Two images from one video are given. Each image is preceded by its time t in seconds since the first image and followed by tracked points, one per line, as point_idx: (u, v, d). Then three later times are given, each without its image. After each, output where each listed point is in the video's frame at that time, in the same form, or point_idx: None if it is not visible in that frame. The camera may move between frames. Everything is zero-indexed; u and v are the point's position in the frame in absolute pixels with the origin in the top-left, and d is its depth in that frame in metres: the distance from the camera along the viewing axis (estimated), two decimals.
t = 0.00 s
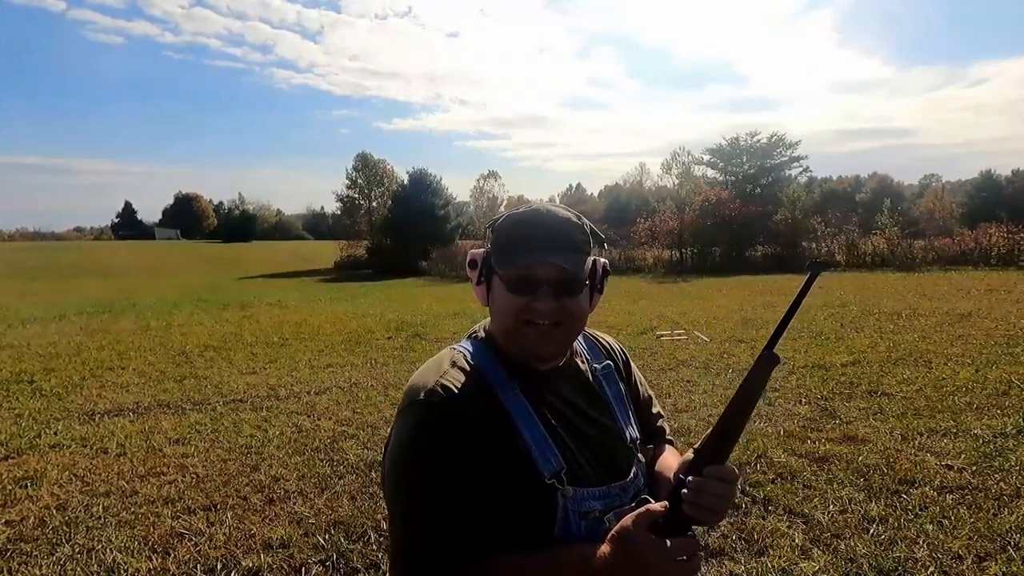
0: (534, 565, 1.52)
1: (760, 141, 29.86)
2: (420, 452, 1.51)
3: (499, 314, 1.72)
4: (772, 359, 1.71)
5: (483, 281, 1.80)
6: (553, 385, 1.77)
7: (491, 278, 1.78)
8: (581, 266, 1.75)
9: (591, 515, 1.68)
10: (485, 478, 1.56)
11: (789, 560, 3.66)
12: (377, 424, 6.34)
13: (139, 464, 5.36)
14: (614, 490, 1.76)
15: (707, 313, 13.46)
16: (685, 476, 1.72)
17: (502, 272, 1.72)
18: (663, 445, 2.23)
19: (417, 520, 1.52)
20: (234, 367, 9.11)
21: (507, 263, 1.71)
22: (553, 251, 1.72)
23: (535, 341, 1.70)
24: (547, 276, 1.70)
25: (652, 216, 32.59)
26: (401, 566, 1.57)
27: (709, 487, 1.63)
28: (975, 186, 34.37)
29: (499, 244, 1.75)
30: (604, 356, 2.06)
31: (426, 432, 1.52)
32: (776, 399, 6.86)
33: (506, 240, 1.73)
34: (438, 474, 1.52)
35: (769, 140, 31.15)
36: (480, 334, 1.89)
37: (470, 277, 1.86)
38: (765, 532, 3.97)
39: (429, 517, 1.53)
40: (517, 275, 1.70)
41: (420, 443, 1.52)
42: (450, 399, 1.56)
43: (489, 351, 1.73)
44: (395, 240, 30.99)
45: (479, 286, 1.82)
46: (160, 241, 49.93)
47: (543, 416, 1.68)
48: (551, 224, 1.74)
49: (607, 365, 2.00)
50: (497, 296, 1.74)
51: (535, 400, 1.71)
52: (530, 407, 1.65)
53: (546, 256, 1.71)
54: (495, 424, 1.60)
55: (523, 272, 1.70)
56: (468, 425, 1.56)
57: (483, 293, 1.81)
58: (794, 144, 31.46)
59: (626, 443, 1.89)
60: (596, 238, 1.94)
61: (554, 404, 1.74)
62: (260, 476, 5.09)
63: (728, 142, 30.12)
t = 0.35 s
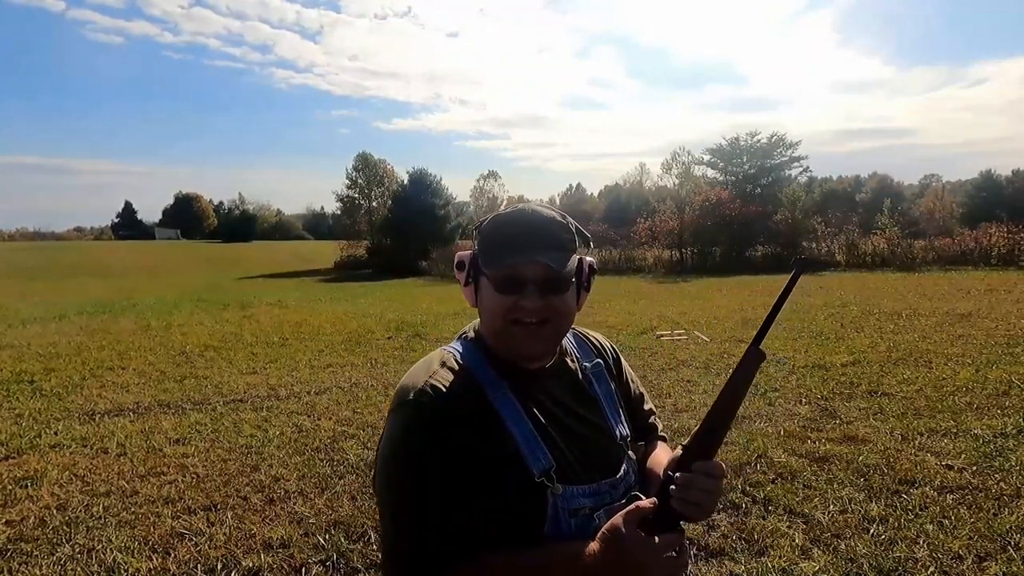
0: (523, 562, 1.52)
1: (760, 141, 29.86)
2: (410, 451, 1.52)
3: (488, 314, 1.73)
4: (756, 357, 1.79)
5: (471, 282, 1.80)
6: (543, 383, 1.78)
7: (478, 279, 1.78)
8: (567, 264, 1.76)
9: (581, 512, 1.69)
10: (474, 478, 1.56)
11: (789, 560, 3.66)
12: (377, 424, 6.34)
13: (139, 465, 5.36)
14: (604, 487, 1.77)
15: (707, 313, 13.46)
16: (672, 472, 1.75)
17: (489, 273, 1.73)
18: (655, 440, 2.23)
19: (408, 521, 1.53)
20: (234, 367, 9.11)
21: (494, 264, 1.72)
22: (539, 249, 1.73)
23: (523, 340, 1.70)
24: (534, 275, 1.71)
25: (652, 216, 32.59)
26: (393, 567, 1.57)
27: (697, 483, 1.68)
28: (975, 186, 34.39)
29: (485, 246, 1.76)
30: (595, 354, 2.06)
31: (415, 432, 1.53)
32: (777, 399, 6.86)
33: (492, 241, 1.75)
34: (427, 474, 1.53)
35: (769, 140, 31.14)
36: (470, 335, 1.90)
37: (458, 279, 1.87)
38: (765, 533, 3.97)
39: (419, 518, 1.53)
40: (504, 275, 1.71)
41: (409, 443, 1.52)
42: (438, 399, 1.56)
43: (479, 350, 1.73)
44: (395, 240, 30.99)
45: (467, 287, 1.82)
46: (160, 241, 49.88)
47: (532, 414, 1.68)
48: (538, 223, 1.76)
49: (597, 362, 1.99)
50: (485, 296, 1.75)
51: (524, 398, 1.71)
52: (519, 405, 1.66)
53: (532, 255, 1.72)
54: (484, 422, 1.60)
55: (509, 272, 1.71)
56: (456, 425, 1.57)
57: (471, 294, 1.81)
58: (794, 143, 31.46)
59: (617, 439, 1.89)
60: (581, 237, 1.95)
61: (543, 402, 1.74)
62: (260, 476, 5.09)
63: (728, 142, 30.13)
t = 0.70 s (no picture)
0: (513, 561, 1.53)
1: (760, 141, 29.83)
2: (398, 451, 1.54)
3: (476, 312, 1.73)
4: (748, 355, 1.76)
5: (458, 282, 1.80)
6: (532, 380, 1.77)
7: (465, 278, 1.78)
8: (552, 259, 1.76)
9: (571, 509, 1.69)
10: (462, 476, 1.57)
11: (789, 560, 3.66)
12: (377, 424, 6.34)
13: (140, 464, 5.36)
14: (594, 484, 1.76)
15: (707, 313, 13.46)
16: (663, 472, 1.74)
17: (476, 270, 1.73)
18: (645, 438, 2.22)
19: (398, 520, 1.55)
20: (234, 367, 9.11)
21: (480, 262, 1.73)
22: (524, 246, 1.74)
23: (512, 336, 1.70)
24: (520, 270, 1.71)
25: (652, 216, 32.59)
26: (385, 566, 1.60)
27: (687, 481, 1.67)
28: (975, 186, 34.40)
29: (471, 245, 1.77)
30: (585, 352, 2.05)
31: (403, 431, 1.55)
32: (777, 399, 6.86)
33: (479, 240, 1.75)
34: (415, 473, 1.55)
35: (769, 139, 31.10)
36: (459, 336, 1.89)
37: (444, 279, 1.86)
38: (765, 532, 3.98)
39: (408, 518, 1.55)
40: (490, 272, 1.71)
41: (398, 442, 1.54)
42: (425, 397, 1.57)
43: (466, 348, 1.73)
44: (395, 240, 30.99)
45: (454, 287, 1.82)
46: (160, 241, 49.84)
47: (520, 411, 1.68)
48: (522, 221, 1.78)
49: (587, 360, 1.98)
50: (472, 295, 1.75)
51: (513, 395, 1.70)
52: (508, 401, 1.66)
53: (518, 251, 1.73)
54: (472, 420, 1.60)
55: (496, 268, 1.71)
56: (444, 423, 1.57)
57: (459, 294, 1.81)
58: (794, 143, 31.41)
59: (607, 437, 1.88)
60: (564, 234, 1.96)
61: (532, 398, 1.73)
62: (260, 476, 5.09)
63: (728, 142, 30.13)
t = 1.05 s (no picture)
0: (505, 557, 1.52)
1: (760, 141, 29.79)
2: (387, 451, 1.54)
3: (464, 314, 1.73)
4: (727, 346, 1.76)
5: (446, 283, 1.81)
6: (522, 379, 1.78)
7: (453, 280, 1.79)
8: (538, 260, 1.76)
9: (560, 506, 1.69)
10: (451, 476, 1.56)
11: (789, 560, 3.66)
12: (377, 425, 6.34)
13: (139, 465, 5.36)
14: (583, 480, 1.76)
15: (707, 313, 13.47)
16: (648, 466, 1.75)
17: (463, 272, 1.73)
18: (633, 435, 2.22)
19: (389, 521, 1.54)
20: (234, 367, 9.11)
21: (466, 264, 1.74)
22: (510, 247, 1.74)
23: (500, 336, 1.71)
24: (506, 271, 1.72)
25: (652, 216, 32.59)
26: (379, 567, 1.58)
27: (673, 473, 1.68)
28: (976, 186, 34.45)
29: (458, 247, 1.78)
30: (572, 351, 2.06)
31: (393, 431, 1.54)
32: (777, 399, 6.86)
33: (467, 242, 1.76)
34: (406, 472, 1.54)
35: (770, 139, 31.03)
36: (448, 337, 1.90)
37: (433, 281, 1.87)
38: (765, 532, 3.98)
39: (399, 519, 1.53)
40: (476, 273, 1.72)
41: (385, 444, 1.54)
42: (414, 398, 1.57)
43: (457, 349, 1.73)
44: (395, 240, 31.00)
45: (443, 289, 1.83)
46: (160, 241, 49.83)
47: (509, 409, 1.68)
48: (507, 221, 1.78)
49: (575, 359, 1.99)
50: (461, 297, 1.75)
51: (502, 394, 1.70)
52: (497, 400, 1.67)
53: (504, 251, 1.73)
54: (462, 421, 1.60)
55: (482, 270, 1.72)
56: (432, 423, 1.56)
57: (448, 296, 1.81)
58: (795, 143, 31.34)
59: (595, 434, 1.89)
60: (551, 234, 1.96)
61: (522, 396, 1.73)
62: (260, 476, 5.09)
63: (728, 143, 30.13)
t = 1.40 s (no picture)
0: (497, 550, 1.52)
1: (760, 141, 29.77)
2: (378, 447, 1.53)
3: (454, 314, 1.74)
4: (716, 341, 1.76)
5: (436, 285, 1.81)
6: (512, 377, 1.78)
7: (443, 281, 1.79)
8: (526, 260, 1.77)
9: (552, 500, 1.69)
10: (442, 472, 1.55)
11: (789, 560, 3.66)
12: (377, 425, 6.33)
13: (139, 465, 5.36)
14: (574, 475, 1.77)
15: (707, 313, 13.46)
16: (638, 460, 1.76)
17: (452, 274, 1.74)
18: (626, 432, 2.23)
19: (381, 517, 1.53)
20: (234, 367, 9.11)
21: (455, 265, 1.74)
22: (498, 248, 1.75)
23: (490, 335, 1.71)
24: (495, 272, 1.72)
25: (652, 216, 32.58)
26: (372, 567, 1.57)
27: (661, 467, 1.68)
28: (976, 186, 34.50)
29: (446, 248, 1.78)
30: (563, 349, 2.07)
31: (384, 428, 1.53)
32: (777, 399, 6.86)
33: (455, 244, 1.76)
34: (399, 470, 1.52)
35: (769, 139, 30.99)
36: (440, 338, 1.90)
37: (424, 282, 1.88)
38: (765, 532, 3.98)
39: (391, 516, 1.52)
40: (465, 274, 1.73)
41: (376, 440, 1.53)
42: (405, 394, 1.56)
43: (448, 347, 1.73)
44: (395, 240, 31.01)
45: (433, 290, 1.84)
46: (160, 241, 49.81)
47: (500, 405, 1.68)
48: (495, 223, 1.78)
49: (566, 357, 2.00)
50: (450, 298, 1.76)
51: (493, 391, 1.71)
52: (487, 396, 1.67)
53: (493, 252, 1.74)
54: (453, 417, 1.60)
55: (471, 271, 1.73)
56: (424, 419, 1.56)
57: (437, 297, 1.82)
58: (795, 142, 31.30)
59: (586, 430, 1.89)
60: (539, 235, 1.97)
61: (513, 393, 1.74)
62: (260, 476, 5.09)
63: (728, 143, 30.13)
